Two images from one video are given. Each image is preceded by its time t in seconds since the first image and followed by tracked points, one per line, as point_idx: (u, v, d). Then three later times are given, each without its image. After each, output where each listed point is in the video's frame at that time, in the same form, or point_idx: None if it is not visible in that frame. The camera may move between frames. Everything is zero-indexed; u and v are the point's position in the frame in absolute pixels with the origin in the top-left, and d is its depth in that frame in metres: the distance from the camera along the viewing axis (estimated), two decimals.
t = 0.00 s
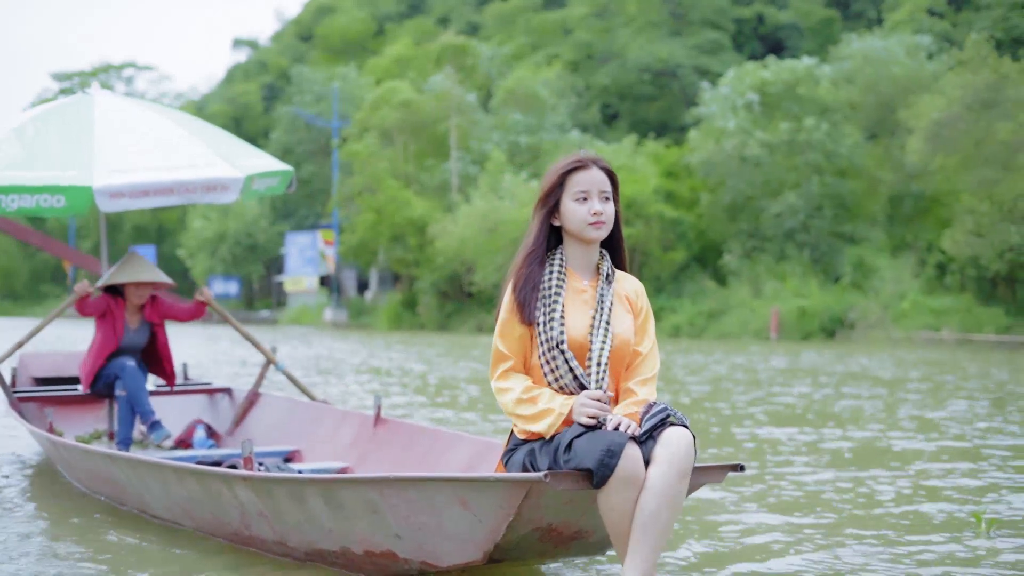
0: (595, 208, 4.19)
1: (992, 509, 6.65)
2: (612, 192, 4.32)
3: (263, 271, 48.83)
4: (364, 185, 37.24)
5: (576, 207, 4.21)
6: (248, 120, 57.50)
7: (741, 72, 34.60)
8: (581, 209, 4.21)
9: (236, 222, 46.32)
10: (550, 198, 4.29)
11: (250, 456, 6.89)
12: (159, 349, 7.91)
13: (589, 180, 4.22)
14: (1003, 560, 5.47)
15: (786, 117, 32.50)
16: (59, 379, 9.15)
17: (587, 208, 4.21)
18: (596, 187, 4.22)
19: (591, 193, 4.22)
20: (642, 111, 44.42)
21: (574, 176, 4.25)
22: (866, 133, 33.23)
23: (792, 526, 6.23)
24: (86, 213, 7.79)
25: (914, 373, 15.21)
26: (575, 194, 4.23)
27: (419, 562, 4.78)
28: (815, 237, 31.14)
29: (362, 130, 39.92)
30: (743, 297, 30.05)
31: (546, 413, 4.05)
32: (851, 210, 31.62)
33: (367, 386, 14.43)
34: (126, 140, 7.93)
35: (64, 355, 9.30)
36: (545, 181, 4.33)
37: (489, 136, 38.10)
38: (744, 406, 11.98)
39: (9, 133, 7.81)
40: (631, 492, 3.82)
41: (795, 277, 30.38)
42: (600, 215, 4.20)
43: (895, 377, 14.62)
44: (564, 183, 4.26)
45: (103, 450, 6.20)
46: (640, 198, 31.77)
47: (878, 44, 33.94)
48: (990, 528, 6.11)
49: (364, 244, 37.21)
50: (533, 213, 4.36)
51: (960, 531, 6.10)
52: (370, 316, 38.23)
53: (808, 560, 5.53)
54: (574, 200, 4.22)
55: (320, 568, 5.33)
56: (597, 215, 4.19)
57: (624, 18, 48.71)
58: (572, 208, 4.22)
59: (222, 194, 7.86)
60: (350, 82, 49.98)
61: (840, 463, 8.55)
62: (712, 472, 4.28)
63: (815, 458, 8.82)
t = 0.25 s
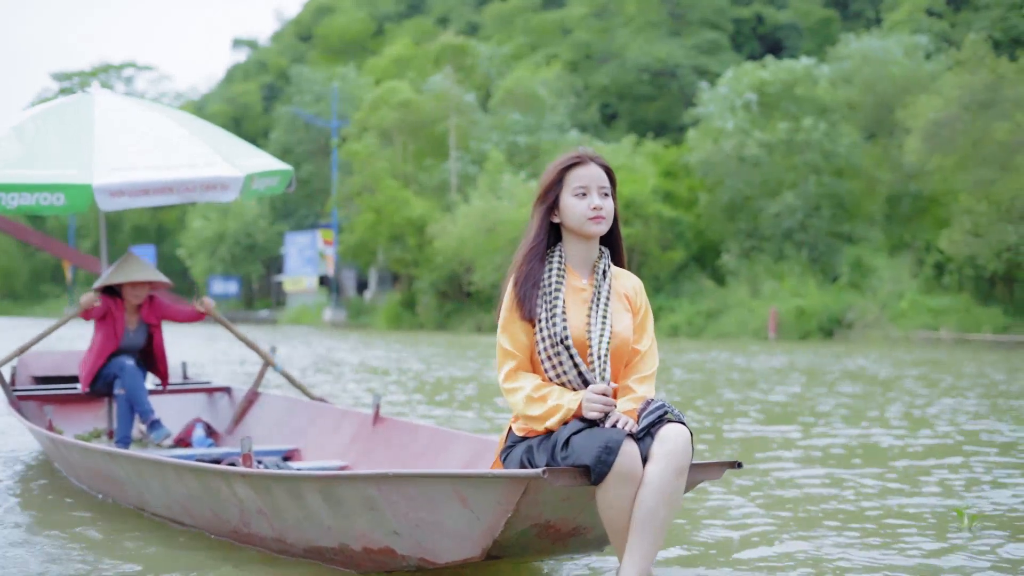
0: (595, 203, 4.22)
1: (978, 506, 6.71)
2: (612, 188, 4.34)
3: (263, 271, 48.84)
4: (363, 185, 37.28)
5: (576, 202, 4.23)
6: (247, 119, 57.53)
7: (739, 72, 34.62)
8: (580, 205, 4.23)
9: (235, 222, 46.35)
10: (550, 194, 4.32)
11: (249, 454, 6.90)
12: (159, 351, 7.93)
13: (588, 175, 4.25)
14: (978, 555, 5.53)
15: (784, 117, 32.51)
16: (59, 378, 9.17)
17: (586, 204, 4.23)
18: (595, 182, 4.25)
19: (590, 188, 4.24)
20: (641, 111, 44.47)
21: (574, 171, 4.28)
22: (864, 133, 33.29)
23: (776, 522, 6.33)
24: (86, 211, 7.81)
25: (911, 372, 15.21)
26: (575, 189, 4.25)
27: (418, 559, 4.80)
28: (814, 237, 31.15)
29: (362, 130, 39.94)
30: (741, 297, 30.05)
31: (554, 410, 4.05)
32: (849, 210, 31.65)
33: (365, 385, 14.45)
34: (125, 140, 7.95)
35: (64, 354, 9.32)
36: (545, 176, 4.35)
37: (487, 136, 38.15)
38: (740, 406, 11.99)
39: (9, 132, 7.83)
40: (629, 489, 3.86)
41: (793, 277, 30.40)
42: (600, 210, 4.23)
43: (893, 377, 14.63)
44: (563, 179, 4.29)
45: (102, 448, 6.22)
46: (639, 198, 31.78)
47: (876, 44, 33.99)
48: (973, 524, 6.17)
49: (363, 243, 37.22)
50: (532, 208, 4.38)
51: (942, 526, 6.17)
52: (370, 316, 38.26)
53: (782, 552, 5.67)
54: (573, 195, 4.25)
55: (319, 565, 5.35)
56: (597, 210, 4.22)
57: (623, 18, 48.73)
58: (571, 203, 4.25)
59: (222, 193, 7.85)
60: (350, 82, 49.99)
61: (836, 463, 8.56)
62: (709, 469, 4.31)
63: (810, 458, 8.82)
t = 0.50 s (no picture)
0: (593, 200, 4.24)
1: (960, 501, 6.87)
2: (610, 186, 4.37)
3: (263, 271, 48.85)
4: (363, 185, 37.32)
5: (574, 200, 4.25)
6: (247, 120, 57.53)
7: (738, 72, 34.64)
8: (579, 203, 4.25)
9: (235, 222, 46.37)
10: (548, 192, 4.33)
11: (248, 453, 6.92)
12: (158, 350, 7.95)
13: (587, 173, 4.27)
14: (952, 550, 5.65)
15: (782, 117, 32.52)
16: (59, 378, 9.19)
17: (585, 201, 4.25)
18: (593, 180, 4.27)
19: (589, 185, 4.27)
20: (641, 111, 44.50)
21: (572, 169, 4.29)
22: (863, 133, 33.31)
23: (766, 519, 6.42)
24: (86, 211, 7.83)
25: (909, 372, 15.23)
26: (574, 187, 4.27)
27: (417, 557, 4.83)
28: (812, 237, 31.16)
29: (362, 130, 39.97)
30: (740, 297, 30.06)
31: (564, 410, 4.04)
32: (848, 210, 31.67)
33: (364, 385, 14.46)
34: (124, 140, 7.97)
35: (63, 354, 9.34)
36: (543, 175, 4.37)
37: (487, 136, 38.18)
38: (738, 406, 12.00)
39: (9, 132, 7.86)
40: (628, 487, 3.89)
41: (792, 277, 30.40)
42: (598, 208, 4.24)
43: (891, 376, 14.66)
44: (562, 177, 4.30)
45: (101, 446, 6.25)
46: (637, 198, 31.79)
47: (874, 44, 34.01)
48: (956, 521, 6.29)
49: (363, 243, 37.23)
50: (531, 207, 4.40)
51: (926, 523, 6.28)
52: (370, 316, 38.29)
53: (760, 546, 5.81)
54: (572, 193, 4.27)
55: (318, 564, 5.38)
56: (595, 207, 4.24)
57: (622, 18, 48.75)
58: (570, 201, 4.26)
59: (222, 193, 7.88)
60: (349, 83, 50.03)
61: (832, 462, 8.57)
62: (708, 467, 4.33)
63: (806, 457, 8.83)
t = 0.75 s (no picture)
0: (592, 199, 4.26)
1: (943, 497, 7.02)
2: (608, 185, 4.39)
3: (262, 271, 48.88)
4: (362, 185, 37.37)
5: (573, 199, 4.28)
6: (247, 120, 57.55)
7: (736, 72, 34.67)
8: (578, 202, 4.27)
9: (235, 222, 46.40)
10: (546, 192, 4.35)
11: (248, 452, 6.95)
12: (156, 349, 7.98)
13: (585, 172, 4.29)
14: (938, 544, 5.77)
15: (781, 117, 32.55)
16: (57, 378, 9.22)
17: (583, 200, 4.27)
18: (591, 179, 4.29)
19: (587, 185, 4.28)
20: (640, 111, 44.46)
21: (570, 169, 4.31)
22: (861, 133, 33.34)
23: (759, 516, 6.47)
24: (86, 211, 7.86)
25: (906, 372, 15.26)
26: (572, 186, 4.29)
27: (415, 555, 4.86)
28: (810, 237, 31.19)
29: (361, 130, 40.00)
30: (738, 297, 30.07)
31: (563, 408, 4.07)
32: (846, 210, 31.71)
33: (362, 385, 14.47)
34: (124, 140, 8.00)
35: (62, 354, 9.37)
36: (541, 175, 4.39)
37: (486, 136, 38.22)
38: (734, 406, 12.03)
39: (9, 131, 7.88)
40: (627, 485, 3.91)
41: (790, 276, 30.42)
42: (597, 207, 4.27)
43: (888, 377, 14.69)
44: (560, 177, 4.32)
45: (100, 445, 6.27)
46: (636, 198, 31.82)
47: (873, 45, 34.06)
48: (937, 517, 6.41)
49: (362, 243, 37.26)
50: (530, 207, 4.41)
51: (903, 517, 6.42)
52: (369, 316, 38.33)
53: (744, 537, 5.95)
54: (571, 192, 4.29)
55: (317, 563, 5.40)
56: (594, 206, 4.26)
57: (622, 18, 48.79)
58: (569, 201, 4.28)
59: (222, 193, 7.94)
60: (349, 83, 50.06)
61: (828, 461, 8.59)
62: (706, 466, 4.35)
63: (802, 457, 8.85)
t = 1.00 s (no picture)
0: (590, 201, 4.27)
1: (936, 495, 7.06)
2: (608, 186, 4.39)
3: (262, 271, 48.89)
4: (361, 185, 37.40)
5: (572, 201, 4.29)
6: (246, 120, 57.55)
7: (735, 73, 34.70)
8: (577, 203, 4.28)
9: (234, 222, 46.42)
10: (546, 193, 4.36)
11: (248, 453, 6.98)
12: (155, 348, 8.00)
13: (584, 173, 4.30)
14: (930, 544, 5.83)
15: (779, 117, 32.58)
16: (56, 379, 9.24)
17: (583, 202, 4.28)
18: (591, 180, 4.30)
19: (587, 186, 4.29)
20: (639, 111, 44.45)
21: (569, 169, 4.32)
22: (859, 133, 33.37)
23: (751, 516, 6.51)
24: (85, 212, 7.88)
25: (903, 372, 15.29)
26: (571, 188, 4.30)
27: (414, 555, 4.88)
28: (809, 237, 31.22)
29: (360, 131, 40.03)
30: (736, 296, 30.09)
31: (554, 410, 4.10)
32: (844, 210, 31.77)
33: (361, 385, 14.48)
34: (124, 140, 8.02)
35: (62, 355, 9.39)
36: (541, 176, 4.40)
37: (484, 136, 38.25)
38: (731, 405, 12.05)
39: (9, 131, 7.90)
40: (627, 483, 3.90)
41: (788, 276, 30.45)
42: (596, 208, 4.28)
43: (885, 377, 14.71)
44: (560, 177, 4.33)
45: (99, 445, 6.29)
46: (635, 198, 31.84)
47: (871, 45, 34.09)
48: (921, 514, 6.48)
49: (362, 243, 37.28)
50: (529, 208, 4.43)
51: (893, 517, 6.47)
52: (368, 316, 38.36)
53: (735, 536, 6.01)
54: (570, 194, 4.30)
55: (317, 562, 5.43)
56: (593, 207, 4.27)
57: (621, 18, 48.82)
58: (568, 202, 4.30)
59: (221, 194, 7.95)
60: (348, 83, 50.08)
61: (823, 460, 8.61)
62: (705, 465, 4.37)
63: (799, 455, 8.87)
